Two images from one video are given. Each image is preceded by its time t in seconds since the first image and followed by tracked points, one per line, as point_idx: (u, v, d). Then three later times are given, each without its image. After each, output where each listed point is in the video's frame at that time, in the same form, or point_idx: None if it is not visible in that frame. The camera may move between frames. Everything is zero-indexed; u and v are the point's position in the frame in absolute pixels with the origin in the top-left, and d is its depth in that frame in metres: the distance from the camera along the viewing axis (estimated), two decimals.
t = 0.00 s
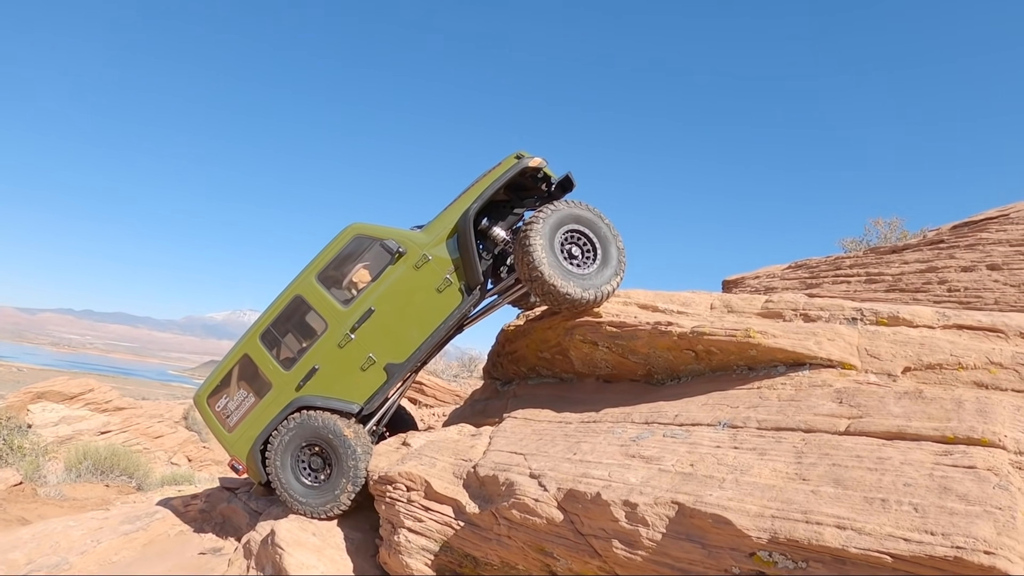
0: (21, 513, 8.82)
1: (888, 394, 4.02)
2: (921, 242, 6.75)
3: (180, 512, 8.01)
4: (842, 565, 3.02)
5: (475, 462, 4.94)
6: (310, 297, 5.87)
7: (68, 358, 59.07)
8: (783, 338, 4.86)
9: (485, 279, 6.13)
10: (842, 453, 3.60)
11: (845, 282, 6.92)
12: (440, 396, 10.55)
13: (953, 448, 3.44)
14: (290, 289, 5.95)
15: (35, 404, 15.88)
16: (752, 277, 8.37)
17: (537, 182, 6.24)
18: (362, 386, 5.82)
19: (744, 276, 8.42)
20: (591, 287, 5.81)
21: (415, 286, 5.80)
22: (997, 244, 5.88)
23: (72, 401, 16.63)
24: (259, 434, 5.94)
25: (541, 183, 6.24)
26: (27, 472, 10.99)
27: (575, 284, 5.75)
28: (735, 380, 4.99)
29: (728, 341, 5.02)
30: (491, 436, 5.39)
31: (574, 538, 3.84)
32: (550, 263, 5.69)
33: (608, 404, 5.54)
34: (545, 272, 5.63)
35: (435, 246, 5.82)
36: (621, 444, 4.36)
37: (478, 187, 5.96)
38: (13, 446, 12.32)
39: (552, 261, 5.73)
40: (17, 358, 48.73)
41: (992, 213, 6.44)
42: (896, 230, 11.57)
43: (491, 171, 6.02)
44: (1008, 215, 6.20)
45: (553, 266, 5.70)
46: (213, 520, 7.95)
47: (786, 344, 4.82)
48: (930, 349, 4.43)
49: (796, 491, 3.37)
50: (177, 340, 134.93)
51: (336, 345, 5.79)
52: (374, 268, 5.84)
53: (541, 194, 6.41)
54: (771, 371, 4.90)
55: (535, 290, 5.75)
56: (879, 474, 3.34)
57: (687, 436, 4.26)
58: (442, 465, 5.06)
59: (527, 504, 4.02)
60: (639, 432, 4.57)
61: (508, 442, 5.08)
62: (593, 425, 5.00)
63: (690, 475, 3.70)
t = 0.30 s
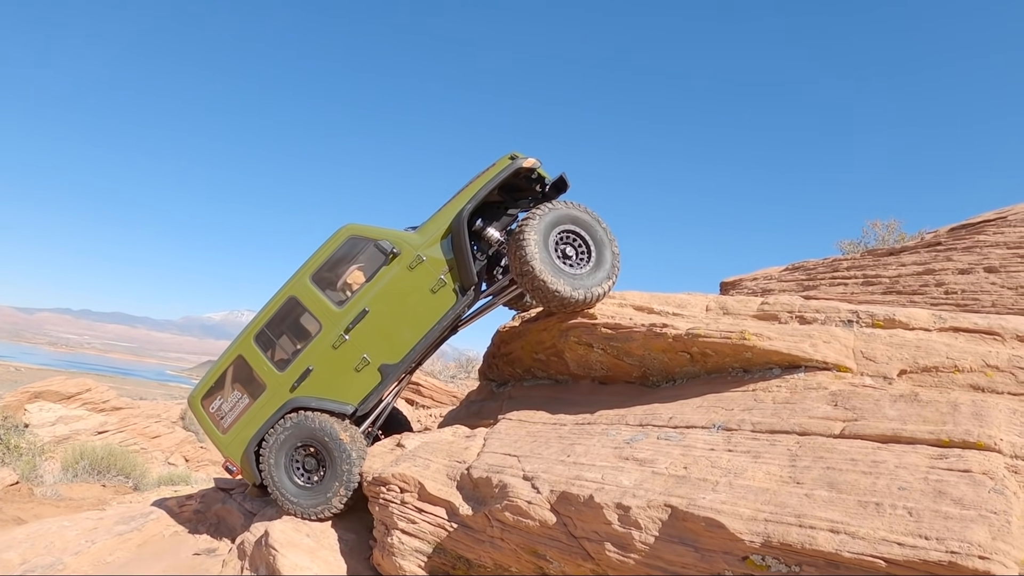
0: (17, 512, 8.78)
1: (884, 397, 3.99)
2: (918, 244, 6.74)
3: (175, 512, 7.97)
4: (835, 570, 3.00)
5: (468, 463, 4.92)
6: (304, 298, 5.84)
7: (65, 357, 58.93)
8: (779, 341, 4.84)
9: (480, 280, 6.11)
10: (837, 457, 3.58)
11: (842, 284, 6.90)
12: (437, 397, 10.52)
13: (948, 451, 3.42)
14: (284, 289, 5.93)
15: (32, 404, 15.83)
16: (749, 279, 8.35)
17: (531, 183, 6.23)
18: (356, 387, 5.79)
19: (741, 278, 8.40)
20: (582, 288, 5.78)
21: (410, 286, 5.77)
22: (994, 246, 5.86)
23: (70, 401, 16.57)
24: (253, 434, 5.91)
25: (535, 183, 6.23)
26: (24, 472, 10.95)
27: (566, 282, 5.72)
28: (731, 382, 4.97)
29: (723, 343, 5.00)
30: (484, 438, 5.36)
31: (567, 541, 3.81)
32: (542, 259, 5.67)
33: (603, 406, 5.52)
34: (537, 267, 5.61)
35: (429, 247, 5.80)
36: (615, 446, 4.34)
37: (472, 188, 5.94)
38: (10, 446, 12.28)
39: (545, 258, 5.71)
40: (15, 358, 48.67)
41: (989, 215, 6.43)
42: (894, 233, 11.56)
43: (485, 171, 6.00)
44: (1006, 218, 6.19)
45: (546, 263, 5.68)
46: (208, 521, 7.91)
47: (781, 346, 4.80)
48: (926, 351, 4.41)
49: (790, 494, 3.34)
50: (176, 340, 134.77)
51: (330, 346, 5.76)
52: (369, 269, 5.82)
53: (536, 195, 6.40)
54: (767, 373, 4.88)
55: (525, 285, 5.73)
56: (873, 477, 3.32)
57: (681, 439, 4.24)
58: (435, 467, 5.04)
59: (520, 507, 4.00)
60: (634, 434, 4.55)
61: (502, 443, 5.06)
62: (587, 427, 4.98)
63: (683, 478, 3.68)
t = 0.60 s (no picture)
0: (12, 509, 8.74)
1: (880, 398, 3.97)
2: (917, 245, 6.71)
3: (170, 511, 7.93)
4: (830, 572, 2.97)
5: (463, 463, 4.90)
6: (301, 295, 5.81)
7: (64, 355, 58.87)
8: (776, 341, 4.82)
9: (477, 278, 6.09)
10: (833, 458, 3.55)
11: (840, 285, 6.88)
12: (434, 396, 10.48)
13: (945, 453, 3.39)
14: (282, 285, 5.90)
15: (30, 401, 15.78)
16: (747, 279, 8.33)
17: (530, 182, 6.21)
18: (353, 384, 5.76)
19: (740, 278, 8.37)
20: (576, 287, 5.74)
21: (408, 284, 5.75)
22: (993, 248, 5.84)
23: (68, 399, 16.51)
24: (249, 431, 5.88)
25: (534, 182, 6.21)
26: (21, 469, 10.91)
27: (559, 278, 5.69)
28: (727, 383, 4.95)
29: (719, 344, 4.97)
30: (480, 438, 5.33)
31: (560, 542, 3.79)
32: (538, 254, 5.64)
33: (599, 406, 5.49)
34: (532, 262, 5.59)
35: (427, 244, 5.78)
36: (610, 446, 4.32)
37: (470, 186, 5.92)
38: (7, 443, 12.23)
39: (541, 253, 5.69)
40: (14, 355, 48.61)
41: (988, 217, 6.41)
42: (894, 234, 11.54)
43: (483, 170, 5.98)
44: (1005, 220, 6.16)
45: (542, 259, 5.66)
46: (203, 519, 7.88)
47: (778, 347, 4.77)
48: (924, 353, 4.38)
49: (785, 496, 3.32)
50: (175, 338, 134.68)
51: (327, 343, 5.73)
52: (367, 266, 5.79)
53: (534, 194, 6.38)
54: (763, 374, 4.85)
55: (518, 278, 5.70)
56: (869, 479, 3.29)
57: (676, 439, 4.21)
58: (430, 467, 5.01)
59: (514, 507, 3.98)
60: (629, 435, 4.52)
61: (497, 443, 5.03)
62: (583, 427, 4.95)
63: (678, 479, 3.66)
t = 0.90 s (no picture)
0: (14, 506, 8.74)
1: (884, 399, 3.96)
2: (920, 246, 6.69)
3: (171, 508, 7.93)
4: (834, 572, 2.96)
5: (464, 462, 4.88)
6: (304, 291, 5.80)
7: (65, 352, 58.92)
8: (779, 341, 4.80)
9: (480, 276, 6.08)
10: (836, 458, 3.54)
11: (842, 286, 6.86)
12: (435, 395, 10.48)
13: (948, 454, 3.38)
14: (285, 281, 5.90)
15: (31, 398, 15.78)
16: (749, 280, 8.31)
17: (534, 180, 6.20)
18: (354, 381, 5.75)
19: (742, 279, 8.36)
20: (575, 285, 5.70)
21: (410, 281, 5.74)
22: (996, 249, 5.83)
23: (69, 396, 16.50)
24: (250, 427, 5.88)
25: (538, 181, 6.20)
26: (22, 466, 10.91)
27: (559, 273, 5.67)
28: (729, 383, 4.93)
29: (722, 343, 4.96)
30: (481, 437, 5.32)
31: (562, 541, 3.78)
32: (540, 248, 5.65)
33: (600, 405, 5.48)
34: (533, 255, 5.59)
35: (430, 241, 5.77)
36: (612, 446, 4.31)
37: (474, 183, 5.91)
38: (8, 440, 12.22)
39: (543, 247, 5.69)
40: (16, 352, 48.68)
41: (990, 219, 6.39)
42: (895, 236, 11.52)
43: (487, 167, 5.97)
44: (1007, 221, 6.14)
45: (543, 253, 5.66)
46: (203, 517, 7.87)
47: (781, 346, 4.76)
48: (927, 353, 4.37)
49: (788, 496, 3.31)
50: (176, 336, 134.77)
51: (329, 339, 5.73)
52: (370, 263, 5.79)
53: (538, 193, 6.37)
54: (766, 374, 4.84)
55: (518, 271, 5.71)
56: (872, 479, 3.28)
57: (679, 439, 4.20)
58: (431, 465, 5.00)
59: (516, 505, 3.97)
60: (631, 434, 4.51)
61: (499, 442, 5.02)
62: (585, 427, 4.94)
63: (681, 479, 3.65)
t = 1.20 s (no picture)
0: (18, 504, 8.75)
1: (890, 399, 3.96)
2: (925, 247, 6.67)
3: (175, 506, 7.96)
4: (841, 573, 2.96)
5: (470, 461, 4.89)
6: (309, 291, 5.81)
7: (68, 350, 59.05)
8: (785, 341, 4.80)
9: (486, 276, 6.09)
10: (843, 459, 3.54)
11: (847, 286, 6.86)
12: (439, 394, 10.48)
13: (955, 454, 3.37)
14: (290, 282, 5.91)
15: (34, 396, 15.81)
16: (753, 280, 8.30)
17: (540, 180, 6.21)
18: (360, 380, 5.76)
19: (746, 279, 8.35)
20: (577, 283, 5.69)
21: (416, 282, 5.75)
22: (1001, 250, 5.82)
23: (73, 394, 16.52)
24: (255, 427, 5.89)
25: (543, 181, 6.21)
26: (25, 464, 10.93)
27: (562, 270, 5.68)
28: (735, 383, 4.93)
29: (728, 343, 4.96)
30: (486, 436, 5.33)
31: (569, 541, 3.78)
32: (545, 244, 5.66)
33: (605, 405, 5.48)
34: (538, 250, 5.61)
35: (436, 242, 5.78)
36: (618, 445, 4.32)
37: (480, 183, 5.91)
38: (11, 438, 12.25)
39: (549, 243, 5.71)
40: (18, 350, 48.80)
41: (995, 219, 6.38)
42: (899, 236, 11.50)
43: (493, 167, 5.98)
44: (1012, 222, 6.13)
45: (548, 249, 5.68)
46: (207, 515, 7.88)
47: (787, 347, 4.76)
48: (933, 354, 4.36)
49: (795, 496, 3.31)
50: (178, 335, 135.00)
51: (335, 339, 5.74)
52: (376, 263, 5.80)
53: (543, 193, 6.38)
54: (772, 374, 4.84)
55: (522, 265, 5.72)
56: (879, 480, 3.28)
57: (685, 439, 4.20)
58: (436, 464, 5.01)
59: (522, 505, 3.98)
60: (636, 434, 4.51)
61: (504, 442, 5.03)
62: (590, 426, 4.94)
63: (687, 478, 3.66)
